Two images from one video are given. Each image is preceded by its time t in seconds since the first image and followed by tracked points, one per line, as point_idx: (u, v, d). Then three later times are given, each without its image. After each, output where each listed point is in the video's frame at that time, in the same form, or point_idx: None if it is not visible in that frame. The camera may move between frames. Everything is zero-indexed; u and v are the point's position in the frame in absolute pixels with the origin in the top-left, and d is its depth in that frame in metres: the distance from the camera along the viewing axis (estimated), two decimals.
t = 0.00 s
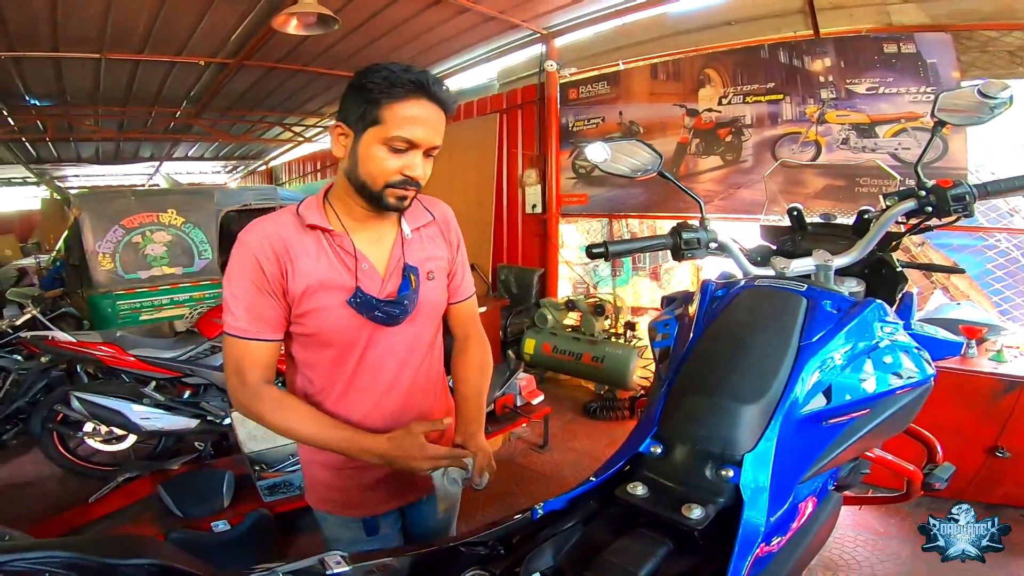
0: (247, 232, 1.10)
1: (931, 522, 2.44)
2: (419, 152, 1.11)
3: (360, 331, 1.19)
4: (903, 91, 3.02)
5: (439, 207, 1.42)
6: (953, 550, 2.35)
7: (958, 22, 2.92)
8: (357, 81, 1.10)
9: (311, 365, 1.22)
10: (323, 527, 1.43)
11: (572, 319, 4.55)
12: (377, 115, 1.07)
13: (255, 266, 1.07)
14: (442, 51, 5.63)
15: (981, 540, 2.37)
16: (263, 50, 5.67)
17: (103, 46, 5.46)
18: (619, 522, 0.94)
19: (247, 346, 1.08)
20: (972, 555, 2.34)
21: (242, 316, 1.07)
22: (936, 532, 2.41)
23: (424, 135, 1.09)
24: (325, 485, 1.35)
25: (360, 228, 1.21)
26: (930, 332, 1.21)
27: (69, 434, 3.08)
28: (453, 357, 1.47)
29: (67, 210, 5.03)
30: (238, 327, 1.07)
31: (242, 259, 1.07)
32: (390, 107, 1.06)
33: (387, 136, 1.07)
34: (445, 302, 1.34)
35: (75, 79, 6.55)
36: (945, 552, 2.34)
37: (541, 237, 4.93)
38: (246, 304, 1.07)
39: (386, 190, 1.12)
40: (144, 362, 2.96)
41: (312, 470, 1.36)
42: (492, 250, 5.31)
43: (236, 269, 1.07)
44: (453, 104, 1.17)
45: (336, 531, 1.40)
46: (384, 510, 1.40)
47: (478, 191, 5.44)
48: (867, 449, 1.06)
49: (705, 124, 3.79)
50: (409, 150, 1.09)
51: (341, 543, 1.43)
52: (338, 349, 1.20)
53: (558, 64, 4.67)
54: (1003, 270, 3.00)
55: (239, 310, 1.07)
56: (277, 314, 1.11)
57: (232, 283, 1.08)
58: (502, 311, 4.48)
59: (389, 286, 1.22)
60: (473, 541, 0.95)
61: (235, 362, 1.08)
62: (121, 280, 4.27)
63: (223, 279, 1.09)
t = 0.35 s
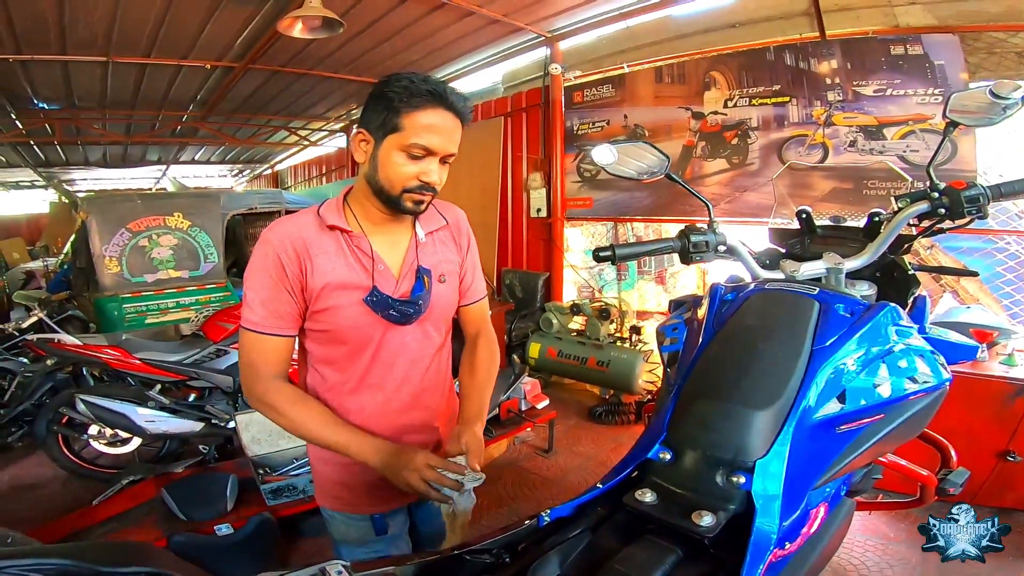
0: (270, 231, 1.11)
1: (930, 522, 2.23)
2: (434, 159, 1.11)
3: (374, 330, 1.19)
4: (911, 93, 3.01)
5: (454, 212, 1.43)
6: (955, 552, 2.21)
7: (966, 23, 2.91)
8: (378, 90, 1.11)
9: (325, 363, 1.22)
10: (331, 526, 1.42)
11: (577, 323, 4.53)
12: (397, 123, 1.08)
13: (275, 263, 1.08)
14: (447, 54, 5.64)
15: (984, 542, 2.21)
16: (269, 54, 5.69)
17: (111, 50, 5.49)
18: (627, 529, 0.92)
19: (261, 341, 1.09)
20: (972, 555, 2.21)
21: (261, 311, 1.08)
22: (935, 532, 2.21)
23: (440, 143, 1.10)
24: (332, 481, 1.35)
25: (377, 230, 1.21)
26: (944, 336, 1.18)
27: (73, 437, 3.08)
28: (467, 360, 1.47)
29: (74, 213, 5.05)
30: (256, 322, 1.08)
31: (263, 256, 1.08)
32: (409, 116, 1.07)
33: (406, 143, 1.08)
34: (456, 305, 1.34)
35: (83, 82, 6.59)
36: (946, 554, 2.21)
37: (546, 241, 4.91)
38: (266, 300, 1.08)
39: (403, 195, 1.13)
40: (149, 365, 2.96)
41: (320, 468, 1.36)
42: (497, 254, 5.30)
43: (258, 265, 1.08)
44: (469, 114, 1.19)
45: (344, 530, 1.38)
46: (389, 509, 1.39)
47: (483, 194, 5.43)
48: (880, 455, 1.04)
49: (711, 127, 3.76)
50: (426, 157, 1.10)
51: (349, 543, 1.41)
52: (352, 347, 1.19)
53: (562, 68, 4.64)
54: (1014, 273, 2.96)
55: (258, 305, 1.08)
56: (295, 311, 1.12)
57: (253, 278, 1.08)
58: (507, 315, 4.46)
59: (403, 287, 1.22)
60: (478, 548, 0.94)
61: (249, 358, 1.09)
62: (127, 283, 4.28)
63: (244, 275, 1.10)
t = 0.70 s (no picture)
0: (268, 236, 1.11)
1: (930, 522, 2.24)
2: (428, 159, 1.13)
3: (380, 330, 1.20)
4: (908, 99, 3.03)
5: (448, 215, 1.45)
6: (953, 550, 2.22)
7: (964, 29, 2.93)
8: (371, 92, 1.12)
9: (330, 369, 1.22)
10: (334, 535, 1.44)
11: (573, 324, 4.55)
12: (390, 124, 1.09)
13: (278, 268, 1.08)
14: (447, 55, 5.66)
15: (981, 540, 2.20)
16: (270, 53, 5.70)
17: (111, 47, 5.49)
18: (619, 528, 0.93)
19: (272, 351, 1.09)
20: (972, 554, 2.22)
21: (267, 319, 1.08)
22: (935, 533, 2.23)
23: (433, 144, 1.11)
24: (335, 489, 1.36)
25: (375, 232, 1.22)
26: (932, 341, 1.18)
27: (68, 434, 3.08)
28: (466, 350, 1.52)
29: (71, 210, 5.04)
30: (263, 331, 1.08)
31: (265, 262, 1.08)
32: (402, 117, 1.09)
33: (399, 144, 1.10)
34: (456, 304, 1.36)
35: (82, 79, 6.59)
36: (944, 552, 2.23)
37: (543, 243, 4.93)
38: (271, 307, 1.08)
39: (396, 197, 1.14)
40: (145, 362, 2.97)
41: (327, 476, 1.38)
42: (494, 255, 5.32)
43: (261, 272, 1.08)
44: (465, 114, 1.20)
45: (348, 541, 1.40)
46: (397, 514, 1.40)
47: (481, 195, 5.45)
48: (868, 458, 1.06)
49: (709, 131, 3.79)
50: (418, 157, 1.12)
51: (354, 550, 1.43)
52: (357, 350, 1.20)
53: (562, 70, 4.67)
54: (1005, 279, 2.99)
55: (263, 313, 1.08)
56: (300, 317, 1.11)
57: (256, 285, 1.08)
58: (504, 316, 4.47)
59: (406, 287, 1.23)
60: (473, 546, 0.94)
61: (268, 371, 1.10)
62: (124, 281, 4.28)
63: (246, 284, 1.10)
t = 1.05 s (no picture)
0: (268, 235, 1.10)
1: (930, 522, 2.26)
2: (427, 158, 1.13)
3: (385, 328, 1.22)
4: (900, 101, 3.05)
5: (442, 212, 1.48)
6: (953, 550, 2.22)
7: (956, 32, 2.95)
8: (370, 88, 1.11)
9: (333, 370, 1.22)
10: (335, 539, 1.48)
11: (567, 324, 4.56)
12: (389, 121, 1.08)
13: (284, 267, 1.07)
14: (443, 55, 5.65)
15: (981, 541, 2.21)
16: (265, 50, 5.68)
17: (105, 44, 5.45)
18: (610, 526, 0.94)
19: (288, 354, 1.06)
20: (970, 552, 2.23)
21: (276, 321, 1.05)
22: (935, 532, 2.25)
23: (433, 141, 1.11)
24: (340, 495, 1.39)
25: (374, 229, 1.23)
26: (922, 341, 1.19)
27: (58, 433, 3.06)
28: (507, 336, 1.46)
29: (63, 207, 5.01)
30: (272, 333, 1.04)
31: (270, 261, 1.07)
32: (401, 114, 1.08)
33: (398, 142, 1.09)
34: (454, 301, 1.38)
35: (76, 76, 6.54)
36: (944, 552, 2.23)
37: (538, 242, 4.93)
38: (279, 307, 1.06)
39: (394, 195, 1.15)
40: (136, 360, 2.95)
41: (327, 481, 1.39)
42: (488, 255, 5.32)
43: (266, 272, 1.06)
44: (464, 112, 1.19)
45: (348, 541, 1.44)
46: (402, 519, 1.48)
47: (476, 195, 5.45)
48: (856, 457, 1.07)
49: (703, 132, 3.81)
50: (418, 156, 1.11)
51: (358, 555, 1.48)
52: (363, 349, 1.21)
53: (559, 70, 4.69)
54: (994, 281, 3.02)
55: (272, 315, 1.05)
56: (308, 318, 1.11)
57: (261, 286, 1.06)
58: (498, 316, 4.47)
59: (408, 286, 1.26)
60: (463, 544, 0.94)
61: (280, 376, 1.06)
62: (115, 278, 4.26)
63: (249, 284, 1.07)
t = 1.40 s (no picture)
0: (302, 222, 1.11)
1: (931, 522, 2.30)
2: (464, 160, 1.13)
3: (404, 322, 1.24)
4: (902, 98, 3.04)
5: (462, 206, 1.48)
6: (953, 550, 2.26)
7: (959, 29, 2.93)
8: (411, 88, 1.12)
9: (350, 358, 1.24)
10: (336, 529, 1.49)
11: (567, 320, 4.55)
12: (430, 121, 1.08)
13: (317, 255, 1.08)
14: (443, 50, 5.63)
15: (981, 540, 2.28)
16: (264, 46, 5.66)
17: (103, 39, 5.43)
18: (610, 522, 0.94)
19: (318, 346, 1.05)
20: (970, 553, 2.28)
21: (305, 310, 1.05)
22: (935, 532, 2.29)
23: (471, 144, 1.11)
24: (341, 486, 1.39)
25: (401, 223, 1.25)
26: (924, 337, 1.18)
27: (57, 429, 3.05)
28: (535, 321, 1.44)
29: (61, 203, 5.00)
30: (302, 322, 1.04)
31: (305, 249, 1.08)
32: (442, 116, 1.08)
33: (437, 142, 1.10)
34: (472, 296, 1.41)
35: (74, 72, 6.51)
36: (945, 552, 2.26)
37: (537, 238, 4.91)
38: (310, 296, 1.06)
39: (429, 194, 1.16)
40: (135, 356, 2.95)
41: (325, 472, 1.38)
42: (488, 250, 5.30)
43: (299, 259, 1.07)
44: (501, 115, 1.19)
45: (353, 530, 1.45)
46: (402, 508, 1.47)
47: (476, 190, 5.43)
48: (857, 454, 1.06)
49: (704, 128, 3.79)
50: (455, 157, 1.12)
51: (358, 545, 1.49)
52: (382, 340, 1.23)
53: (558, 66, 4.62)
54: (995, 278, 3.01)
55: (302, 302, 1.05)
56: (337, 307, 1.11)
57: (293, 273, 1.06)
58: (498, 311, 4.46)
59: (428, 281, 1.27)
60: (464, 539, 0.93)
61: (306, 367, 1.05)
62: (114, 274, 4.25)
63: (281, 270, 1.07)
